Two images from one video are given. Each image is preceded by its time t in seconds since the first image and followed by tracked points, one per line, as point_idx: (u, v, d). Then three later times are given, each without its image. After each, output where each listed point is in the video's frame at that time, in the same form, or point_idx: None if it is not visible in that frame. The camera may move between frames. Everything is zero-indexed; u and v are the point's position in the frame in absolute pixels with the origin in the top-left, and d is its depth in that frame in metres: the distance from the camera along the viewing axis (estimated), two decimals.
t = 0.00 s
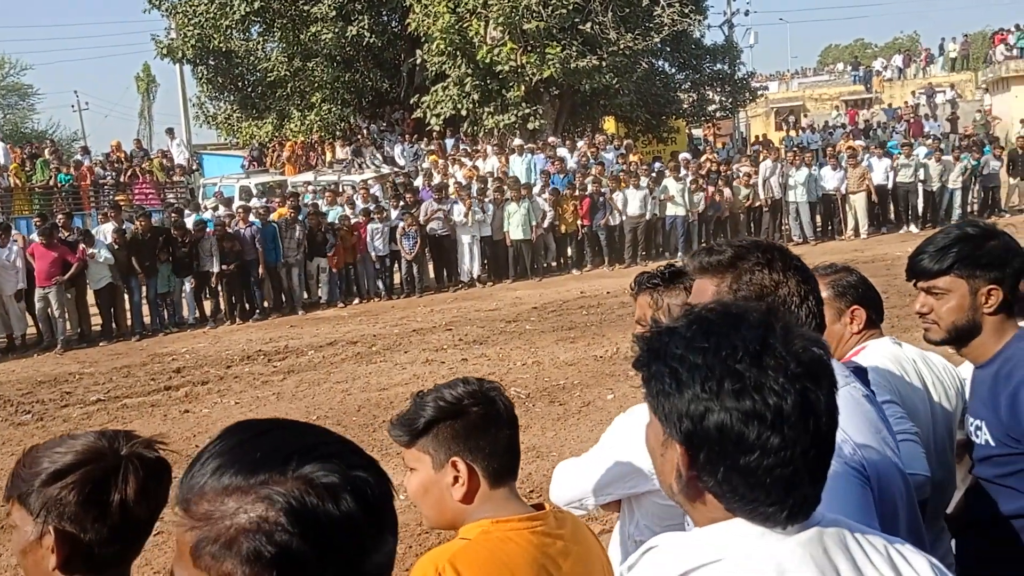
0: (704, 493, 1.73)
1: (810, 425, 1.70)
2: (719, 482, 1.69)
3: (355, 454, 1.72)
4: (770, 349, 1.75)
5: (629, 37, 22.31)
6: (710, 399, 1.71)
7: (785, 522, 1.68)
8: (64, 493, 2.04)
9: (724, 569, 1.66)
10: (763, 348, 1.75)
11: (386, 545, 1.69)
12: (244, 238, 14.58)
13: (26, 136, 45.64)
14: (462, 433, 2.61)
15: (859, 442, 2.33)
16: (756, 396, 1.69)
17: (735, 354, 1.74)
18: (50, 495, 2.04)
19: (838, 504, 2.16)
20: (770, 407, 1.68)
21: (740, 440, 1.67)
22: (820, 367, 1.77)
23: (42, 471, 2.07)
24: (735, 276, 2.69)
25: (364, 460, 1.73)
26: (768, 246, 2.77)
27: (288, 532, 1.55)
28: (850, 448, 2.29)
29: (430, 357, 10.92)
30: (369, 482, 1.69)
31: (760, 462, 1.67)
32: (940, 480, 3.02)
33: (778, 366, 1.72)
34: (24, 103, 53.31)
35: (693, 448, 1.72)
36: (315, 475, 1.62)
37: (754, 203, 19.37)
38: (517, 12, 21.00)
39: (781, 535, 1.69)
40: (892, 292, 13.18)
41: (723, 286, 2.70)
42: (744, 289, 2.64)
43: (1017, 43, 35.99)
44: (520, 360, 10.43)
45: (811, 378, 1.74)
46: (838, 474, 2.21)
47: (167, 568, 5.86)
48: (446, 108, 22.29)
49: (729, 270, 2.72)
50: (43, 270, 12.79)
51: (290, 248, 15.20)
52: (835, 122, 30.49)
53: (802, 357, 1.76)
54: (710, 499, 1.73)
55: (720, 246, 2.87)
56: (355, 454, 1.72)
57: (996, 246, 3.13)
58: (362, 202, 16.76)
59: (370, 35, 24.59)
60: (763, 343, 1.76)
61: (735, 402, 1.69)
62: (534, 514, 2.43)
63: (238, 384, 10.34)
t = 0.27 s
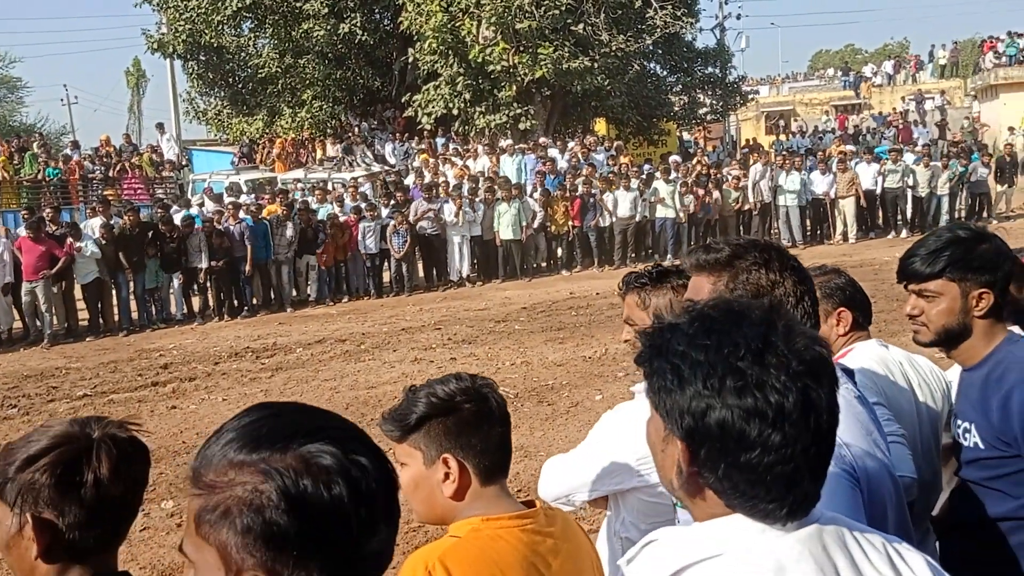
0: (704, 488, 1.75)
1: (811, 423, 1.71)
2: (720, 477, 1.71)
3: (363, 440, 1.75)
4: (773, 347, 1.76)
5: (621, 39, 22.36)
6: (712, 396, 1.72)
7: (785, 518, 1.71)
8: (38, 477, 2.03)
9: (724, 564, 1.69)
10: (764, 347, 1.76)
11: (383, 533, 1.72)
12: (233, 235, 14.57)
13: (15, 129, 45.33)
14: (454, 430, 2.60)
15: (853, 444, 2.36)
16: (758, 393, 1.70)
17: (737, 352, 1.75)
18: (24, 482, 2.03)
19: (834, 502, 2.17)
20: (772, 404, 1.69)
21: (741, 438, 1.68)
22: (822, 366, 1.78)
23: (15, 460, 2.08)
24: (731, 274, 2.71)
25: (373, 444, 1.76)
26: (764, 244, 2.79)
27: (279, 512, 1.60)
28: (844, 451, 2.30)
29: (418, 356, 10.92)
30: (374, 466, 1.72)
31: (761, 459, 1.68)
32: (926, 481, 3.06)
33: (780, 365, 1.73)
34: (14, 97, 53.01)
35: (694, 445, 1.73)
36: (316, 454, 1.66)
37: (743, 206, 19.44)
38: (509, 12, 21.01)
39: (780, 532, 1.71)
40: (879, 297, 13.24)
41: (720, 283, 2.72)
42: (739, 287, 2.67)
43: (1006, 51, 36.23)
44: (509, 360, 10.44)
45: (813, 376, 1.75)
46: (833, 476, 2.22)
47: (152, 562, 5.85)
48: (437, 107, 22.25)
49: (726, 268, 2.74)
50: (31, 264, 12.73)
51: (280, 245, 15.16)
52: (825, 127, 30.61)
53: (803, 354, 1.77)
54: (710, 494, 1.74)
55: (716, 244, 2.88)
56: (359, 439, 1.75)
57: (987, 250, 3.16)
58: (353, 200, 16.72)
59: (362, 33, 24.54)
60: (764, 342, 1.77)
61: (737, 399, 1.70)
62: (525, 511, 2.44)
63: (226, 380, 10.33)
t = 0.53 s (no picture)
0: (702, 486, 1.76)
1: (809, 422, 1.72)
2: (721, 476, 1.71)
3: (365, 427, 1.77)
4: (772, 345, 1.78)
5: (617, 41, 22.38)
6: (712, 394, 1.73)
7: (782, 516, 1.71)
8: None
9: (720, 563, 1.70)
10: (764, 344, 1.77)
11: (378, 520, 1.73)
12: (226, 230, 14.54)
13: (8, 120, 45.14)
14: (442, 427, 2.60)
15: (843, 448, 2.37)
16: (757, 390, 1.71)
17: (736, 350, 1.76)
18: None
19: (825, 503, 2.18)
20: (771, 402, 1.70)
21: (742, 436, 1.69)
22: (820, 364, 1.80)
23: None
24: (726, 275, 2.72)
25: (371, 431, 1.78)
26: (757, 245, 2.80)
27: (274, 489, 1.61)
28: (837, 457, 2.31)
29: (408, 354, 10.91)
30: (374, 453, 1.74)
31: (761, 457, 1.69)
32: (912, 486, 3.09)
33: (780, 362, 1.75)
34: (8, 87, 52.77)
35: (695, 442, 1.74)
36: (317, 435, 1.68)
37: (736, 210, 19.46)
38: (506, 11, 21.01)
39: (775, 530, 1.72)
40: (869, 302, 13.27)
41: (715, 283, 2.73)
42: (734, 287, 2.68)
43: (1000, 60, 36.40)
44: (499, 359, 10.43)
45: (811, 374, 1.77)
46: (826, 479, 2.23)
47: (137, 556, 5.82)
48: (432, 105, 22.23)
49: (720, 268, 2.75)
50: (20, 255, 12.68)
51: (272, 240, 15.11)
52: (819, 133, 30.70)
53: (802, 353, 1.79)
54: (707, 492, 1.75)
55: (712, 244, 2.88)
56: (362, 425, 1.76)
57: (979, 257, 3.16)
58: (345, 197, 16.69)
59: (358, 29, 24.49)
60: (763, 340, 1.78)
61: (737, 396, 1.71)
62: (512, 509, 2.44)
63: (214, 375, 10.30)
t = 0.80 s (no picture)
0: (724, 489, 1.77)
1: (828, 411, 1.84)
2: (754, 473, 1.74)
3: (350, 423, 1.75)
4: (784, 340, 1.87)
5: (609, 42, 22.41)
6: (745, 387, 1.78)
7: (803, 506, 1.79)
8: None
9: (716, 561, 1.74)
10: (779, 335, 1.88)
11: (360, 515, 1.71)
12: (215, 226, 14.42)
13: None
14: (422, 428, 2.57)
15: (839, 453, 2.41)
16: (786, 376, 1.80)
17: (760, 343, 1.84)
18: None
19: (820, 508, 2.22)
20: (801, 388, 1.80)
21: (778, 427, 1.75)
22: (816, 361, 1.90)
23: None
24: (710, 277, 2.72)
25: (358, 429, 1.75)
26: (742, 248, 2.80)
27: (252, 482, 1.60)
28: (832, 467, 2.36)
29: (397, 353, 10.88)
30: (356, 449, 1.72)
31: (789, 451, 1.76)
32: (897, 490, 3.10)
33: (796, 353, 1.85)
34: None
35: (724, 441, 1.76)
36: (298, 430, 1.66)
37: (726, 213, 19.48)
38: (498, 11, 21.01)
39: (773, 529, 1.77)
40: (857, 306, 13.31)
41: (698, 285, 2.72)
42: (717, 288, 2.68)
43: (989, 67, 36.58)
44: (487, 359, 10.42)
45: (818, 368, 1.87)
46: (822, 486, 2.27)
47: (122, 553, 5.78)
48: (423, 104, 22.18)
49: (705, 270, 2.74)
50: (7, 250, 12.59)
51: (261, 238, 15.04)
52: (809, 137, 30.80)
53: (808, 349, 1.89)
54: (729, 494, 1.77)
55: (698, 246, 2.88)
56: (348, 420, 1.74)
57: (968, 263, 3.17)
58: (336, 195, 16.62)
59: (350, 27, 24.42)
60: (778, 332, 1.88)
61: (770, 385, 1.78)
62: (495, 510, 2.43)
63: (201, 372, 10.25)
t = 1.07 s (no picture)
0: (713, 484, 1.79)
1: (817, 409, 1.85)
2: (743, 469, 1.76)
3: (323, 422, 1.71)
4: (776, 338, 1.89)
5: (593, 43, 22.43)
6: (736, 384, 1.79)
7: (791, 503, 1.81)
8: None
9: (705, 552, 1.74)
10: (771, 334, 1.89)
11: (328, 516, 1.68)
12: (197, 225, 14.31)
13: None
14: (395, 432, 2.53)
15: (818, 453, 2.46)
16: (777, 375, 1.81)
17: (752, 341, 1.85)
18: None
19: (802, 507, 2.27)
20: (792, 387, 1.81)
21: (768, 426, 1.77)
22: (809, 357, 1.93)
23: None
24: (688, 276, 2.72)
25: (330, 428, 1.72)
26: (719, 247, 2.79)
27: (214, 478, 1.58)
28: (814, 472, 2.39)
29: (380, 353, 10.84)
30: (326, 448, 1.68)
31: (778, 448, 1.78)
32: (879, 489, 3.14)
33: (788, 351, 1.87)
34: None
35: (714, 438, 1.78)
36: (262, 427, 1.63)
37: (710, 213, 19.50)
38: (483, 11, 20.99)
39: (760, 522, 1.77)
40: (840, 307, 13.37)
41: (676, 285, 2.72)
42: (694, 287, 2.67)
43: (970, 70, 36.88)
44: (472, 359, 10.40)
45: (809, 366, 1.89)
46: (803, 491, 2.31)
47: (103, 553, 5.72)
48: (407, 104, 22.11)
49: (684, 269, 2.74)
50: None
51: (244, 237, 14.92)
52: (792, 138, 30.95)
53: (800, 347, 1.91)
54: (718, 489, 1.78)
55: (678, 244, 2.87)
56: (320, 419, 1.71)
57: (949, 264, 3.16)
58: (319, 194, 16.53)
59: (334, 26, 24.31)
60: (770, 330, 1.89)
61: (761, 384, 1.79)
62: (473, 512, 2.41)
63: (183, 372, 10.17)
